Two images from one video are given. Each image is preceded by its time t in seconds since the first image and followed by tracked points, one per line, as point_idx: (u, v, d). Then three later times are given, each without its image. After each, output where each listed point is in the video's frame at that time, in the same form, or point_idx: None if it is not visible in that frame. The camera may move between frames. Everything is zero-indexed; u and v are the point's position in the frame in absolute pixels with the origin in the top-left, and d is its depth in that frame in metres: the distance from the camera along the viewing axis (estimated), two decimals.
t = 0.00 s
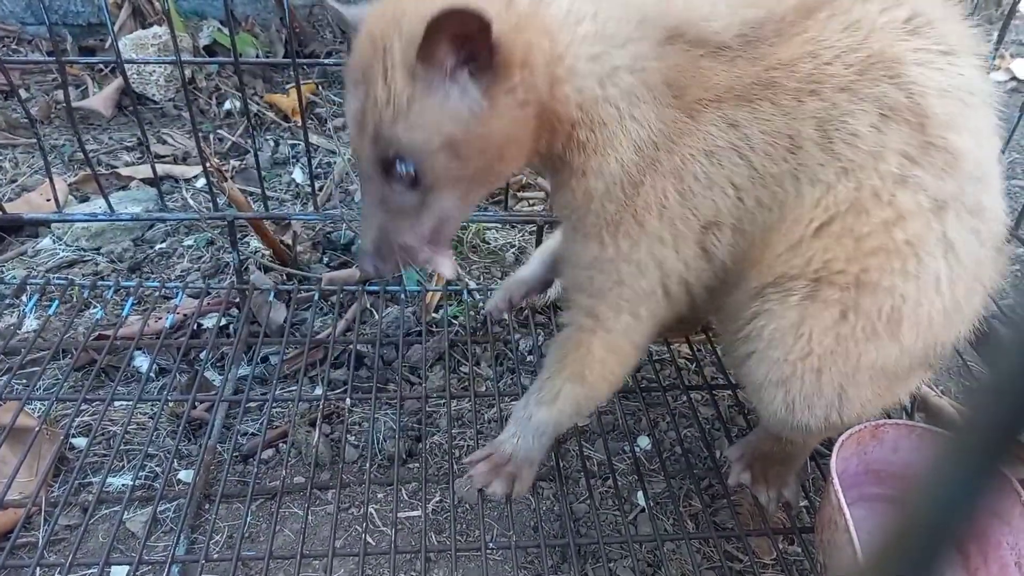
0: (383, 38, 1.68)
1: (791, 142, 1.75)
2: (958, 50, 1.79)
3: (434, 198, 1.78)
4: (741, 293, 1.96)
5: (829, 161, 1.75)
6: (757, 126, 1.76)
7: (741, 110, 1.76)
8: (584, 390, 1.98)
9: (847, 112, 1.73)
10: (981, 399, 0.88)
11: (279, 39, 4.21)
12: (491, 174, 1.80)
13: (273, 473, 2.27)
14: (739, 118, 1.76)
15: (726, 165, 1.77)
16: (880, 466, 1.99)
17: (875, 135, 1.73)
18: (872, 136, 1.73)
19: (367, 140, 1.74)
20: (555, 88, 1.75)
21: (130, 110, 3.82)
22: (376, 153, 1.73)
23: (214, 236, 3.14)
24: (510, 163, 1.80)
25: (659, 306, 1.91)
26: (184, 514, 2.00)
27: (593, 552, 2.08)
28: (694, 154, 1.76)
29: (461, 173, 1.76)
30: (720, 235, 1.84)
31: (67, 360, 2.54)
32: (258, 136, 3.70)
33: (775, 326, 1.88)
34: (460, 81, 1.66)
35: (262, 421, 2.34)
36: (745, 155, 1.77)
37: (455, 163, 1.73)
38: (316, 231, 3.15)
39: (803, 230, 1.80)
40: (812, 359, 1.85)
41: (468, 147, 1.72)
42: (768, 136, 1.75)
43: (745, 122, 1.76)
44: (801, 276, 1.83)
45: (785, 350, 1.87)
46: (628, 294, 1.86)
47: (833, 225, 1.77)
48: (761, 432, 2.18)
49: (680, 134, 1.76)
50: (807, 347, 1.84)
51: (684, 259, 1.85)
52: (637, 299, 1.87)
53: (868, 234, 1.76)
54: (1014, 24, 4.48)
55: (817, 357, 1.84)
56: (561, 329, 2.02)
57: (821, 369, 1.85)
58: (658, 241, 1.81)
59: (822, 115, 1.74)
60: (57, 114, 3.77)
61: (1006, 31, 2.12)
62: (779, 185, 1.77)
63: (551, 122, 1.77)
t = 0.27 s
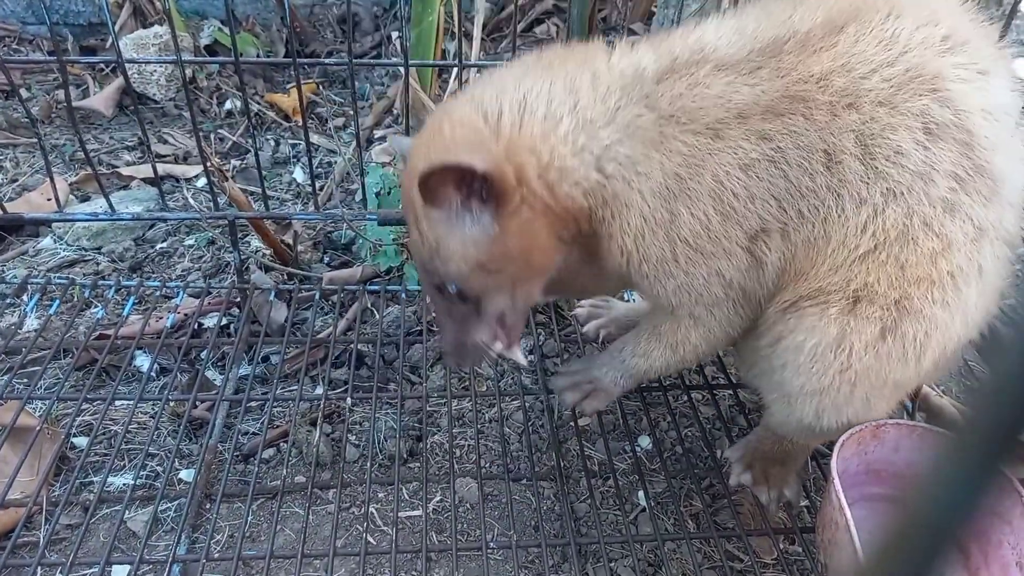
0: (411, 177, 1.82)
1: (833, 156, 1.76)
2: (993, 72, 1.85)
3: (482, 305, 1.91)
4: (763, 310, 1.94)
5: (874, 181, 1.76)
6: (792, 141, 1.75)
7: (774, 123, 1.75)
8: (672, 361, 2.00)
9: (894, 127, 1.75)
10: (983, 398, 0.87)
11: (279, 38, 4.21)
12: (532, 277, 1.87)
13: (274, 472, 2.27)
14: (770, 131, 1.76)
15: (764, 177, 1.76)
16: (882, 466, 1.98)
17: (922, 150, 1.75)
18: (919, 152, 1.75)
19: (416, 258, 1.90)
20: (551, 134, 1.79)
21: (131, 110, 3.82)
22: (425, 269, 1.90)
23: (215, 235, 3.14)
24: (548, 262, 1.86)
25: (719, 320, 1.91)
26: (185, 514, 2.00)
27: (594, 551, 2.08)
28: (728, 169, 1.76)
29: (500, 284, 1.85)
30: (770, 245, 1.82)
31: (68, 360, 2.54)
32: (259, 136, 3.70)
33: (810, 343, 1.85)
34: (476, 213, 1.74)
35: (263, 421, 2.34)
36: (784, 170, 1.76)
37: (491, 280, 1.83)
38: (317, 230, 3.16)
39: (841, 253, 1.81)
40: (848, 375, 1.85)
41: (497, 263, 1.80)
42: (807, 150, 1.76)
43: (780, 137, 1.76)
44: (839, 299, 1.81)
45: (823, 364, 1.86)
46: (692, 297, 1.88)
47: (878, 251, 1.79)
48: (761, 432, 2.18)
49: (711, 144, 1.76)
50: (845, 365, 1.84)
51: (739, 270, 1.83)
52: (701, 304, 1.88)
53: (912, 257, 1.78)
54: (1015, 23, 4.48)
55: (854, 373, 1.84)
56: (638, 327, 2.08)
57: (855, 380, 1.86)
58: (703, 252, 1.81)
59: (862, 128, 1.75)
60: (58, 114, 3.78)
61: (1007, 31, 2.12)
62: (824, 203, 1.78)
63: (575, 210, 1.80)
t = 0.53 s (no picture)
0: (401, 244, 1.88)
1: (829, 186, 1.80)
2: (971, 81, 1.91)
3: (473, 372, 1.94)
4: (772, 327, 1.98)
5: (870, 205, 1.80)
6: (786, 180, 1.79)
7: (769, 165, 1.79)
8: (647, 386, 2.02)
9: (885, 153, 1.80)
10: (980, 397, 0.89)
11: (280, 39, 4.21)
12: (520, 346, 1.91)
13: (274, 473, 2.27)
14: (766, 172, 1.79)
15: (762, 220, 1.80)
16: (883, 467, 1.98)
17: (912, 171, 1.81)
18: (910, 172, 1.81)
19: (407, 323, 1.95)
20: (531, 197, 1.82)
21: (132, 110, 3.82)
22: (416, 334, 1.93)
23: (216, 235, 3.14)
24: (533, 332, 1.89)
25: (715, 348, 1.95)
26: (185, 515, 2.00)
27: (594, 552, 2.07)
28: (725, 213, 1.80)
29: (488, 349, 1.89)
30: (764, 283, 1.85)
31: (69, 360, 2.54)
32: (260, 136, 3.70)
33: (828, 346, 1.89)
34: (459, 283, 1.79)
35: (263, 422, 2.34)
36: (781, 209, 1.79)
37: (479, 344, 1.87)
38: (318, 231, 3.16)
39: (843, 274, 1.85)
40: (865, 374, 1.89)
41: (483, 330, 1.84)
42: (803, 189, 1.79)
43: (774, 176, 1.79)
44: (846, 302, 1.86)
45: (835, 370, 1.91)
46: (681, 339, 1.90)
47: (880, 259, 1.83)
48: (762, 433, 2.17)
49: (706, 189, 1.80)
50: (863, 364, 1.88)
51: (729, 310, 1.87)
52: (689, 345, 1.91)
53: (910, 262, 1.83)
54: (1017, 23, 4.47)
55: (871, 370, 1.88)
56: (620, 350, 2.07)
57: (868, 380, 1.90)
58: (698, 294, 1.85)
59: (856, 161, 1.79)
60: (59, 114, 3.78)
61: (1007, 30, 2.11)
62: (820, 234, 1.81)
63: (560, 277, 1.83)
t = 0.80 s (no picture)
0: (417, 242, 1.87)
1: (836, 195, 1.78)
2: (964, 91, 1.90)
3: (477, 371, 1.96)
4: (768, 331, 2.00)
5: (872, 211, 1.80)
6: (798, 186, 1.76)
7: (781, 170, 1.75)
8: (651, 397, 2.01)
9: (888, 161, 1.79)
10: (979, 397, 0.90)
11: (279, 43, 4.21)
12: (527, 349, 1.91)
13: (273, 477, 2.27)
14: (779, 178, 1.75)
15: (772, 226, 1.77)
16: (882, 471, 1.98)
17: (912, 179, 1.81)
18: (910, 180, 1.81)
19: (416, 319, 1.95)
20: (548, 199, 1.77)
21: (131, 114, 3.83)
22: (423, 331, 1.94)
23: (215, 239, 3.14)
24: (543, 336, 1.90)
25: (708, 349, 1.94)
26: (183, 519, 2.00)
27: (593, 557, 2.07)
28: (737, 219, 1.76)
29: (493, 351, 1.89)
30: (762, 289, 1.85)
31: (67, 364, 2.54)
32: (259, 140, 3.70)
33: (830, 344, 1.92)
34: (475, 288, 1.79)
35: (261, 426, 2.34)
36: (790, 216, 1.77)
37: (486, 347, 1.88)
38: (317, 235, 3.16)
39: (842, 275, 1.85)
40: (865, 371, 1.92)
41: (493, 334, 1.84)
42: (811, 196, 1.77)
43: (787, 182, 1.75)
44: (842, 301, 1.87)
45: (836, 371, 1.94)
46: (672, 341, 1.89)
47: (876, 262, 1.83)
48: (761, 436, 2.18)
49: (722, 194, 1.75)
50: (863, 361, 1.90)
51: (725, 313, 1.85)
52: (685, 346, 1.90)
53: (907, 259, 1.83)
54: (1014, 28, 4.49)
55: (871, 368, 1.91)
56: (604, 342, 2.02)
57: (870, 382, 1.93)
58: (701, 298, 1.82)
59: (863, 169, 1.78)
60: (58, 118, 3.78)
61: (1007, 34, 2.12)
62: (823, 238, 1.80)
63: (572, 287, 1.82)
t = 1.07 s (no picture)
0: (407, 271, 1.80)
1: (827, 206, 1.80)
2: (948, 94, 1.94)
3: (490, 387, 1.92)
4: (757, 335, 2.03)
5: (858, 219, 1.82)
6: (792, 199, 1.79)
7: (775, 186, 1.78)
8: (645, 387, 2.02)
9: (876, 164, 1.82)
10: (979, 384, 0.98)
11: (280, 42, 4.22)
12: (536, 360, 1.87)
13: (272, 475, 2.27)
14: (772, 192, 1.78)
15: (768, 238, 1.79)
16: (882, 470, 1.98)
17: (899, 188, 1.83)
18: (897, 189, 1.83)
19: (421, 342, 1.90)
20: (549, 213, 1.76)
21: (131, 113, 3.82)
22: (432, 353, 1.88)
23: (214, 238, 3.14)
24: (551, 347, 1.85)
25: (707, 355, 1.96)
26: (183, 517, 2.00)
27: (592, 555, 2.07)
28: (736, 232, 1.77)
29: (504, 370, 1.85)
30: (758, 298, 1.87)
31: (66, 362, 2.54)
32: (259, 139, 3.70)
33: (824, 342, 1.91)
34: (473, 314, 1.74)
35: (260, 424, 2.34)
36: (783, 229, 1.79)
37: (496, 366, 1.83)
38: (316, 234, 3.16)
39: (832, 277, 1.87)
40: (862, 368, 1.90)
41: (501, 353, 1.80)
42: (804, 207, 1.79)
43: (781, 198, 1.78)
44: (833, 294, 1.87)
45: (832, 367, 1.92)
46: (680, 347, 1.90)
47: (860, 259, 1.84)
48: (761, 436, 2.18)
49: (722, 210, 1.76)
50: (859, 357, 1.89)
51: (726, 321, 1.87)
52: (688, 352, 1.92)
53: (891, 257, 1.84)
54: (1015, 28, 4.49)
55: (869, 361, 1.89)
56: (612, 348, 2.04)
57: (867, 378, 1.92)
58: (702, 310, 1.83)
59: (852, 182, 1.81)
60: (58, 116, 3.78)
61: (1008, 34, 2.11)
62: (812, 246, 1.82)
63: (575, 293, 1.78)
